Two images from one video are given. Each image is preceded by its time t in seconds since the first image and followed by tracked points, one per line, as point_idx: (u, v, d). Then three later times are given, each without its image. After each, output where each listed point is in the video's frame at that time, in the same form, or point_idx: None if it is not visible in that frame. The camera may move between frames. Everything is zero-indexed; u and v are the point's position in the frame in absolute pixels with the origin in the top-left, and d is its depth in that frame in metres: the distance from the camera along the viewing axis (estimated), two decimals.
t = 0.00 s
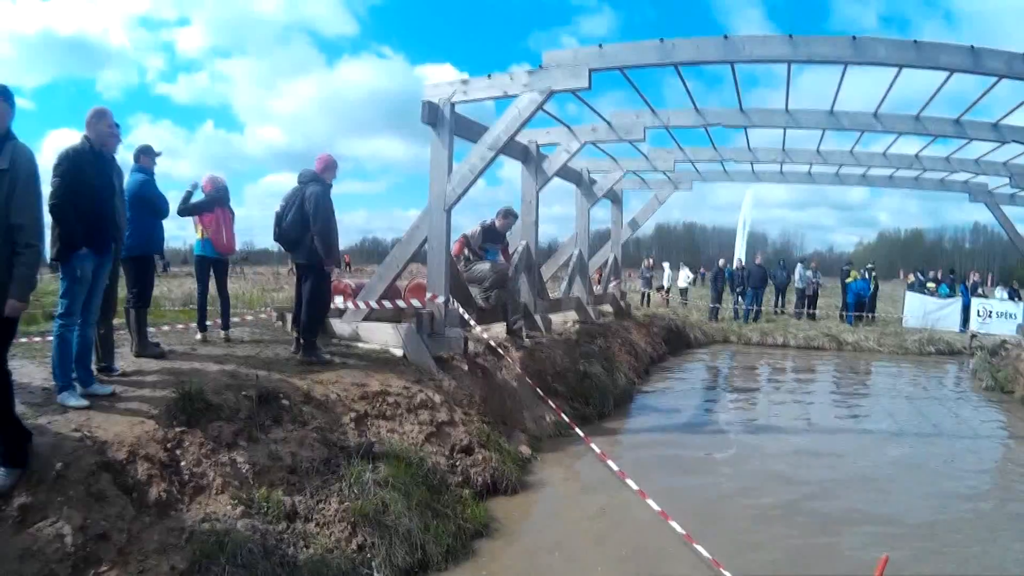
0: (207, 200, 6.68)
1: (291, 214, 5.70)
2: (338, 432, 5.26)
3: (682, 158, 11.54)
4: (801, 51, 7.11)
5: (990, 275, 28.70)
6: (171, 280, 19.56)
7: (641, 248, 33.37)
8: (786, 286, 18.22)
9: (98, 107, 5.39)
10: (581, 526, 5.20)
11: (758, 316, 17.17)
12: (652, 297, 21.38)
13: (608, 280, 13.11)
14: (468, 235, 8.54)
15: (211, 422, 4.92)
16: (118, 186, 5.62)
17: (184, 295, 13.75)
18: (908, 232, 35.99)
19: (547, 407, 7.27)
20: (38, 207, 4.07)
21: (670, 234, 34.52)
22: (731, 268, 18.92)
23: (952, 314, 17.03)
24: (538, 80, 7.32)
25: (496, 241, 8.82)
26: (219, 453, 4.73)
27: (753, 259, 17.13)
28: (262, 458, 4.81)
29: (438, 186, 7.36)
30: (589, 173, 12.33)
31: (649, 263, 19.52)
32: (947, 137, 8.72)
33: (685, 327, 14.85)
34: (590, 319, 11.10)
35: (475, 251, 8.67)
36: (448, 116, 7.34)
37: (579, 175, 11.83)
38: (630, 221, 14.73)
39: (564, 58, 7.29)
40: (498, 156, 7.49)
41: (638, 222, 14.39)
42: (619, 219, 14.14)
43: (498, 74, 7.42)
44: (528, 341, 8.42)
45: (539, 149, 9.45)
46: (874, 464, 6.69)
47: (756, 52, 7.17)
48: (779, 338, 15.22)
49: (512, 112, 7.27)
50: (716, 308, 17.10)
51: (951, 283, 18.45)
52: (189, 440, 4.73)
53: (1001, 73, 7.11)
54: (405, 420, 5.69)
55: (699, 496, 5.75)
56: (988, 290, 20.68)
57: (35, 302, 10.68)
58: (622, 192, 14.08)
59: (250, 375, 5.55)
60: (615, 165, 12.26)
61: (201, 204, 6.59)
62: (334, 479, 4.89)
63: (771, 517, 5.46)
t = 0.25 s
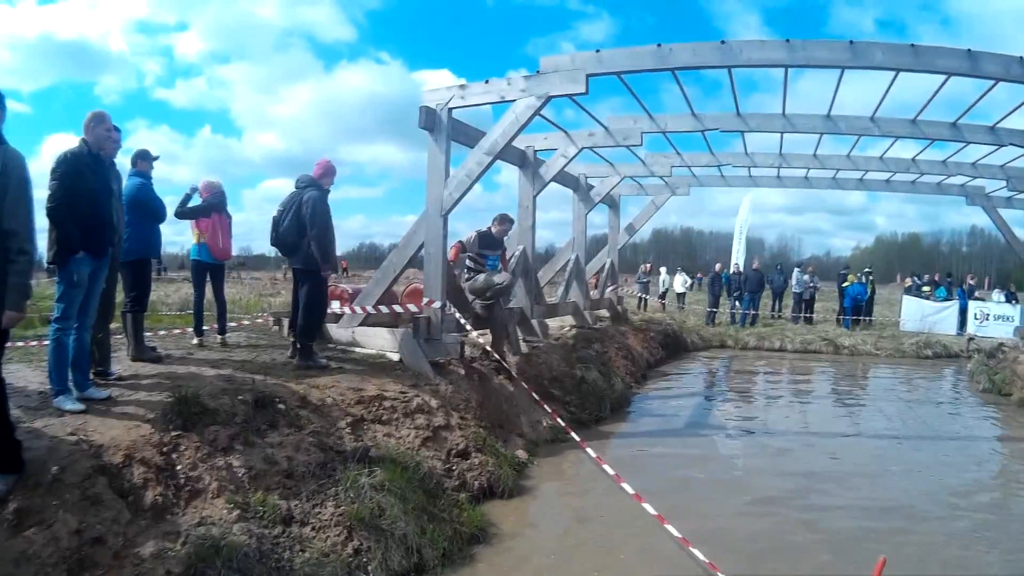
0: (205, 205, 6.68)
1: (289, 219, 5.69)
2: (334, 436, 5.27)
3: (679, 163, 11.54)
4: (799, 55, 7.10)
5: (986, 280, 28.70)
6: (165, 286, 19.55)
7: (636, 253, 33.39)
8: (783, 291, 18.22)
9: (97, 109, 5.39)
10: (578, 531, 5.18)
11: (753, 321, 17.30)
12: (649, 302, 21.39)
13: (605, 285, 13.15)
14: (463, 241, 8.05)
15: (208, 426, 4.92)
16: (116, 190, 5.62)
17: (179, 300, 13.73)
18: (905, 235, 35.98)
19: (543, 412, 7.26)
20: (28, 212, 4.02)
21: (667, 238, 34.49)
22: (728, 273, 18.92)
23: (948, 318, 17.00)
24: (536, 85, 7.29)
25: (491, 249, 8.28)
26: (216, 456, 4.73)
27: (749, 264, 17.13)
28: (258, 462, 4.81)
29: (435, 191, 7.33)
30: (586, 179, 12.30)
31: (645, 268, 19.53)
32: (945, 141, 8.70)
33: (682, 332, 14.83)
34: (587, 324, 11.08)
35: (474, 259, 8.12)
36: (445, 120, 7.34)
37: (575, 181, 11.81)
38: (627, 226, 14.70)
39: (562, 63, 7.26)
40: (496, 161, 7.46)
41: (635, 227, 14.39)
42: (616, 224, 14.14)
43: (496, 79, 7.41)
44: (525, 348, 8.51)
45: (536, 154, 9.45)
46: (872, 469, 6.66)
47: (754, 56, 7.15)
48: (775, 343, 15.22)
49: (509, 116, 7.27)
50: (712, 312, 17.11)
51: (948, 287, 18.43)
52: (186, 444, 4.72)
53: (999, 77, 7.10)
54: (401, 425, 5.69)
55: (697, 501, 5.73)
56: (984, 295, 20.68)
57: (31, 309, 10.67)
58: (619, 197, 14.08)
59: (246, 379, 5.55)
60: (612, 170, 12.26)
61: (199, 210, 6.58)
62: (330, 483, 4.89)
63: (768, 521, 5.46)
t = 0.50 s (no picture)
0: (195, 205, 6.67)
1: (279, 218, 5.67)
2: (325, 435, 5.26)
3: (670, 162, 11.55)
4: (790, 54, 7.10)
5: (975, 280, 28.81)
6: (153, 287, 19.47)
7: (627, 254, 33.41)
8: (773, 290, 18.25)
9: (88, 108, 5.35)
10: (569, 530, 5.17)
11: (744, 321, 17.37)
12: (640, 301, 21.40)
13: (596, 285, 13.18)
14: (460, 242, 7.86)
15: (198, 426, 4.91)
16: (105, 190, 5.59)
17: (168, 300, 13.67)
18: (896, 235, 36.09)
19: (534, 411, 7.26)
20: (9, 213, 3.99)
21: (659, 238, 34.51)
22: (719, 272, 18.94)
23: (939, 317, 17.06)
24: (526, 85, 7.29)
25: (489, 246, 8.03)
26: (206, 456, 4.72)
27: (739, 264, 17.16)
28: (249, 462, 4.80)
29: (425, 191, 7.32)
30: (576, 179, 12.28)
31: (635, 268, 19.53)
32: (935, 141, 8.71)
33: (672, 332, 14.85)
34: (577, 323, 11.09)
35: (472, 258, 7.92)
36: (435, 120, 7.34)
37: (566, 181, 11.80)
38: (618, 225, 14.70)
39: (552, 62, 7.25)
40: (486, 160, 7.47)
41: (625, 226, 14.40)
42: (607, 223, 14.14)
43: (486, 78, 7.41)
44: (515, 347, 8.53)
45: (526, 153, 9.45)
46: (861, 467, 6.68)
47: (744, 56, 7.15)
48: (766, 342, 15.24)
49: (500, 116, 7.27)
50: (702, 312, 17.13)
51: (938, 287, 18.49)
52: (176, 444, 4.71)
53: (990, 77, 7.11)
54: (392, 424, 5.68)
55: (689, 500, 5.73)
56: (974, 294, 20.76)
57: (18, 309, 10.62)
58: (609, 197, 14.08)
59: (237, 379, 5.54)
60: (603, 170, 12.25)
61: (187, 210, 6.55)
62: (320, 483, 4.88)
63: (758, 520, 5.47)
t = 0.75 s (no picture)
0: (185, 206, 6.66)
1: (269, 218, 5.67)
2: (316, 435, 5.25)
3: (661, 162, 11.56)
4: (781, 53, 7.10)
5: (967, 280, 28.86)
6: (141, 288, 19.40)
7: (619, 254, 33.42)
8: (765, 290, 18.28)
9: (77, 105, 5.33)
10: (560, 530, 5.18)
11: (735, 321, 17.41)
12: (632, 301, 21.40)
13: (587, 285, 13.20)
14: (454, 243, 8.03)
15: (188, 426, 4.90)
16: (95, 189, 5.58)
17: (157, 300, 13.61)
18: (888, 235, 36.20)
19: (525, 411, 7.27)
20: None
21: (651, 238, 34.52)
22: (710, 272, 18.96)
23: (930, 317, 17.12)
24: (516, 84, 7.29)
25: (484, 250, 8.25)
26: (196, 456, 4.71)
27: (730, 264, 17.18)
28: (239, 462, 4.79)
29: (415, 190, 7.33)
30: (567, 178, 12.28)
31: (626, 268, 19.54)
32: (926, 141, 8.73)
33: (664, 331, 14.86)
34: (568, 323, 11.10)
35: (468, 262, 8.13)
36: (425, 119, 7.34)
37: (556, 181, 11.80)
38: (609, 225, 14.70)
39: (543, 62, 7.25)
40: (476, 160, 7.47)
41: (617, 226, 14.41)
42: (598, 223, 14.15)
43: (476, 78, 7.40)
44: (506, 347, 8.59)
45: (517, 153, 9.45)
46: (851, 466, 6.70)
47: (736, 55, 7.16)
48: (757, 342, 15.27)
49: (490, 116, 7.28)
50: (694, 311, 17.15)
51: (929, 286, 18.54)
52: (166, 445, 4.70)
53: (980, 76, 7.13)
54: (382, 424, 5.68)
55: (680, 499, 5.73)
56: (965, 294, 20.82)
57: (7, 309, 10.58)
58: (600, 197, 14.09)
59: (227, 379, 5.53)
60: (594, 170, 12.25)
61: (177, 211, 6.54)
62: (311, 483, 4.87)
63: (749, 518, 5.48)
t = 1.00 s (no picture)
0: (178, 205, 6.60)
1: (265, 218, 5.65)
2: (310, 435, 5.24)
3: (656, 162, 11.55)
4: (776, 53, 7.10)
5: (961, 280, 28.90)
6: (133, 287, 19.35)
7: (614, 254, 33.43)
8: (760, 290, 18.29)
9: (70, 104, 5.32)
10: (555, 529, 5.17)
11: (730, 320, 17.43)
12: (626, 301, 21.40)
13: (581, 285, 13.21)
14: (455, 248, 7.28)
15: (183, 425, 4.88)
16: (88, 189, 5.56)
17: (152, 300, 13.59)
18: (883, 234, 36.24)
19: (519, 411, 7.27)
20: None
21: (647, 238, 34.52)
22: (705, 272, 18.97)
23: (926, 317, 17.14)
24: (511, 83, 7.28)
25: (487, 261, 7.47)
26: (191, 456, 4.70)
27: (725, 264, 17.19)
28: (233, 462, 4.78)
29: (410, 189, 7.31)
30: (562, 178, 12.27)
31: (620, 268, 19.54)
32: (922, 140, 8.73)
33: (659, 331, 14.86)
34: (563, 323, 11.10)
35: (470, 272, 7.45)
36: (420, 118, 7.32)
37: (551, 180, 11.78)
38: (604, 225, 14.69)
39: (538, 61, 7.24)
40: (471, 159, 7.46)
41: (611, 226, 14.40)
42: (593, 223, 14.14)
43: (471, 77, 7.38)
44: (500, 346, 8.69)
45: (512, 153, 9.43)
46: (846, 465, 6.70)
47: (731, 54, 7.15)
48: (752, 341, 15.27)
49: (485, 115, 7.25)
50: (689, 311, 17.15)
51: (924, 286, 18.54)
52: (160, 444, 4.69)
53: (976, 76, 7.13)
54: (377, 423, 5.67)
55: (675, 499, 5.73)
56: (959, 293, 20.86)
57: None
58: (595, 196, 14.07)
59: (221, 379, 5.51)
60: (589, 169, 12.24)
61: (168, 211, 6.50)
62: (305, 482, 4.86)
63: (745, 518, 5.48)
